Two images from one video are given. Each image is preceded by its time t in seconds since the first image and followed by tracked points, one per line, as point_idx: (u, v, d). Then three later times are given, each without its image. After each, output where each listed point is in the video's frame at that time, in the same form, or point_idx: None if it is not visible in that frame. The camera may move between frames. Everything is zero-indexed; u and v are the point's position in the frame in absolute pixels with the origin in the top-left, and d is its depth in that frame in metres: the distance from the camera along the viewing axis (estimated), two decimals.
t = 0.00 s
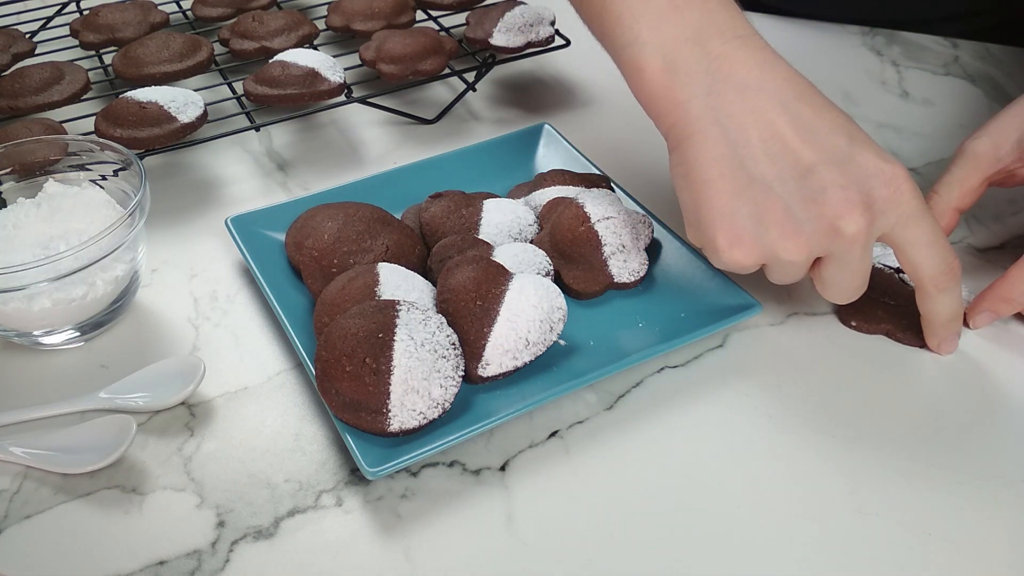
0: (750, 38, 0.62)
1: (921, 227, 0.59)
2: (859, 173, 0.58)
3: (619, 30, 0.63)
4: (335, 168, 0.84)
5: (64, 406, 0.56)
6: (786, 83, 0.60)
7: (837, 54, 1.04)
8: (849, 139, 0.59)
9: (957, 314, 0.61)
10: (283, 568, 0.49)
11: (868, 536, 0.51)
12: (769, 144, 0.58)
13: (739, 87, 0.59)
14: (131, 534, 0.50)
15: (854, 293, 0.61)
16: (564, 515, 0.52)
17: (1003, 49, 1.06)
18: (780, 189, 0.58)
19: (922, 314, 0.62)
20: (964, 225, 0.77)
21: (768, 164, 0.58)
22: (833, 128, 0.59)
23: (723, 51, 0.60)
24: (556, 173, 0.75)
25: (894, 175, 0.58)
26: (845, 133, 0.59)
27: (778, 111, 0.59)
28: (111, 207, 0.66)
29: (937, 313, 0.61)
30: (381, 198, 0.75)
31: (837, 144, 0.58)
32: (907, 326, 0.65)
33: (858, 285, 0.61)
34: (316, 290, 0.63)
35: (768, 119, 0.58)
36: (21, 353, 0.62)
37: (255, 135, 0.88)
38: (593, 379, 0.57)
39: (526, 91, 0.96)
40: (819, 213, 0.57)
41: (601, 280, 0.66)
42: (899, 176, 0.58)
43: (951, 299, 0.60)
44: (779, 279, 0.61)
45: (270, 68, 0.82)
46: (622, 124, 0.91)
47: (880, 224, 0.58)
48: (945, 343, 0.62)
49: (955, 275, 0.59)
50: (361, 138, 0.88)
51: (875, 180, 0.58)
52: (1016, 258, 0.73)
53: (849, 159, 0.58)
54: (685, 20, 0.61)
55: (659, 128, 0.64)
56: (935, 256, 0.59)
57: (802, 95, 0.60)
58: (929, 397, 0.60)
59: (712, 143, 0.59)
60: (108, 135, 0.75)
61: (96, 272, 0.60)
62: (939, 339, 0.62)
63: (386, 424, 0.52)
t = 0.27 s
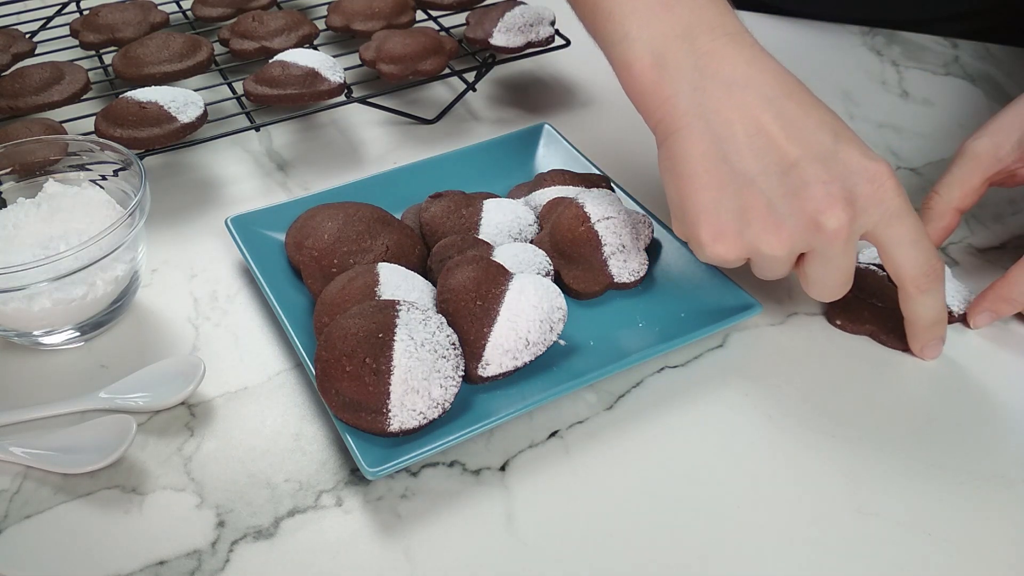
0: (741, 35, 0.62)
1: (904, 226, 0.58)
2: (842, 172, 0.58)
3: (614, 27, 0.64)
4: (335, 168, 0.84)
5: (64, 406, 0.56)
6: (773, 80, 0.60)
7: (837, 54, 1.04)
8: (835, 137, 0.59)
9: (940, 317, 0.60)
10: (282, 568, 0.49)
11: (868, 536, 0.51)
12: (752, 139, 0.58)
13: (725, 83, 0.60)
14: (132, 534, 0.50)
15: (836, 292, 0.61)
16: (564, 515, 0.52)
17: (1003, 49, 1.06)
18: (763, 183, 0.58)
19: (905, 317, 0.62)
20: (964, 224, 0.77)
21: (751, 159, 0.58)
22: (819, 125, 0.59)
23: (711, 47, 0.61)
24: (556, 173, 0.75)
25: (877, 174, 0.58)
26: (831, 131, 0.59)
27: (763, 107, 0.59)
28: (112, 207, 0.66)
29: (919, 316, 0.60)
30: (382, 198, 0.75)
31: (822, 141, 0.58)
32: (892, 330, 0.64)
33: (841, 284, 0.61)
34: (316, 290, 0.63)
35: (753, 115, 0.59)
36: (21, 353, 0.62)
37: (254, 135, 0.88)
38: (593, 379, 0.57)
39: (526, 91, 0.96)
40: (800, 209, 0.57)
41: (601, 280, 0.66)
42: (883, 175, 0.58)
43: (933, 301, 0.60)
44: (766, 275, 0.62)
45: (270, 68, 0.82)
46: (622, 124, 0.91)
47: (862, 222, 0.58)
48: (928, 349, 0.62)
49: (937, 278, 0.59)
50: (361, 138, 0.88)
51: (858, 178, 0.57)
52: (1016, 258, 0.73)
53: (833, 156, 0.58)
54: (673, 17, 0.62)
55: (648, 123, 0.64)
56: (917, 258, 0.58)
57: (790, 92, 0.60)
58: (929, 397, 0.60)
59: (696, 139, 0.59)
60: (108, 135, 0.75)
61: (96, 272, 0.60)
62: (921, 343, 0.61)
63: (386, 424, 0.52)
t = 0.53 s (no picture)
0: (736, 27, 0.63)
1: (879, 218, 0.57)
2: (815, 159, 0.57)
3: (614, 22, 0.66)
4: (335, 168, 0.84)
5: (64, 406, 0.56)
6: (760, 67, 0.60)
7: (837, 54, 1.04)
8: (816, 125, 0.58)
9: (908, 319, 0.59)
10: (283, 568, 0.49)
11: (869, 536, 0.51)
12: (728, 123, 0.59)
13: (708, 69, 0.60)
14: (132, 534, 0.50)
15: (810, 280, 0.61)
16: (564, 515, 0.52)
17: (1003, 49, 1.06)
18: (736, 168, 0.59)
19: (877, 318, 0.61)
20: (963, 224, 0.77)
21: (725, 143, 0.59)
22: (800, 112, 0.58)
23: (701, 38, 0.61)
24: (556, 173, 0.75)
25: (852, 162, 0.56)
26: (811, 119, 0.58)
27: (743, 92, 0.59)
28: (112, 207, 0.66)
29: (887, 315, 0.59)
30: (382, 198, 0.75)
31: (799, 129, 0.58)
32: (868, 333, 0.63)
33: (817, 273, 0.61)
34: (316, 290, 0.63)
35: (731, 100, 0.59)
36: (21, 353, 0.62)
37: (254, 135, 0.88)
38: (593, 379, 0.57)
39: (526, 91, 0.96)
40: (769, 192, 0.57)
41: (601, 280, 0.66)
42: (859, 163, 0.56)
43: (902, 301, 0.59)
44: (745, 258, 0.64)
45: (270, 68, 0.82)
46: (622, 124, 0.91)
47: (833, 210, 0.57)
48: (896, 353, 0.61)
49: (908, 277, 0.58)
50: (361, 138, 0.88)
51: (830, 165, 0.56)
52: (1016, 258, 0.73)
53: (808, 142, 0.57)
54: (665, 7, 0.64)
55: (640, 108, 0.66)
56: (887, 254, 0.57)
57: (776, 79, 0.60)
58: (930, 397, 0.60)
59: (675, 122, 0.61)
60: (108, 135, 0.75)
61: (96, 272, 0.60)
62: (891, 346, 0.61)
63: (386, 424, 0.52)
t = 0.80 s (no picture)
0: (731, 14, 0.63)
1: (844, 208, 0.57)
2: (781, 146, 0.57)
3: (617, 15, 0.67)
4: (335, 167, 0.84)
5: (64, 406, 0.56)
6: (745, 53, 0.61)
7: (837, 54, 1.04)
8: (792, 114, 0.58)
9: (867, 315, 0.60)
10: (283, 568, 0.49)
11: (869, 537, 0.51)
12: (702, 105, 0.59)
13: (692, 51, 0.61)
14: (132, 534, 0.50)
15: (778, 264, 0.62)
16: (564, 515, 0.52)
17: (1004, 49, 1.06)
18: (707, 150, 0.59)
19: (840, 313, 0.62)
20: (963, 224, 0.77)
21: (698, 125, 0.60)
22: (776, 100, 0.59)
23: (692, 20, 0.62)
24: (556, 173, 0.75)
25: (819, 152, 0.56)
26: (788, 106, 0.58)
27: (722, 75, 0.59)
28: (112, 207, 0.66)
29: (847, 309, 0.60)
30: (382, 198, 0.75)
31: (773, 113, 0.58)
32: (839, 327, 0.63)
33: (783, 258, 0.61)
34: (316, 290, 0.63)
35: (708, 83, 0.60)
36: (21, 353, 0.62)
37: (254, 135, 0.88)
38: (593, 379, 0.57)
39: (525, 91, 0.96)
40: (734, 173, 0.58)
41: (601, 280, 0.66)
42: (827, 153, 0.56)
43: (860, 297, 0.59)
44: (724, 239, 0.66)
45: (270, 69, 0.82)
46: (623, 124, 0.91)
47: (796, 194, 0.56)
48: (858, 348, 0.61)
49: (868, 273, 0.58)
50: (361, 138, 0.88)
51: (796, 151, 0.56)
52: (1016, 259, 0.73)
53: (779, 128, 0.57)
54: None
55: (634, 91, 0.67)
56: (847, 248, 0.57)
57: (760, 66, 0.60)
58: (930, 397, 0.60)
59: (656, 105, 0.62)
60: (108, 135, 0.75)
61: (96, 272, 0.60)
62: (851, 341, 0.61)
63: (386, 424, 0.52)
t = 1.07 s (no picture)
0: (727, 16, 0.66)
1: (817, 190, 0.57)
2: (757, 130, 0.58)
3: (620, 17, 0.70)
4: (335, 167, 0.84)
5: (64, 406, 0.56)
6: (734, 47, 0.63)
7: (837, 54, 1.04)
8: (773, 103, 0.59)
9: (836, 301, 0.59)
10: (283, 567, 0.49)
11: (869, 537, 0.51)
12: (686, 93, 0.62)
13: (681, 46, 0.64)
14: (132, 534, 0.50)
15: (758, 248, 0.61)
16: (564, 515, 0.52)
17: (1004, 49, 1.06)
18: (687, 134, 0.61)
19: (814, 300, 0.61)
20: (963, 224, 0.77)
21: (680, 111, 0.62)
22: (759, 89, 0.60)
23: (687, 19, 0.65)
24: (556, 173, 0.75)
25: (792, 137, 0.57)
26: (769, 95, 0.60)
27: (709, 66, 0.62)
28: (112, 207, 0.66)
29: (817, 295, 0.59)
30: (382, 198, 0.75)
31: (754, 101, 0.59)
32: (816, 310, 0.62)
33: (759, 242, 0.61)
34: (315, 290, 0.63)
35: (694, 73, 0.62)
36: (20, 353, 0.62)
37: (254, 135, 0.88)
38: (593, 379, 0.57)
39: (525, 91, 0.96)
40: (710, 154, 0.59)
41: (601, 280, 0.66)
42: (800, 136, 0.57)
43: (827, 283, 0.58)
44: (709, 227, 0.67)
45: (270, 68, 0.82)
46: (622, 124, 0.90)
47: (768, 174, 0.57)
48: (830, 335, 0.60)
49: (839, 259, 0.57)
50: (361, 138, 0.88)
51: (771, 135, 0.58)
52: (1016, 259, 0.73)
53: (756, 114, 0.59)
54: None
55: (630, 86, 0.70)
56: (818, 232, 0.57)
57: (747, 59, 0.62)
58: (930, 398, 0.60)
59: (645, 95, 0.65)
60: (108, 135, 0.75)
61: (96, 272, 0.60)
62: (824, 328, 0.60)
63: (386, 424, 0.52)
